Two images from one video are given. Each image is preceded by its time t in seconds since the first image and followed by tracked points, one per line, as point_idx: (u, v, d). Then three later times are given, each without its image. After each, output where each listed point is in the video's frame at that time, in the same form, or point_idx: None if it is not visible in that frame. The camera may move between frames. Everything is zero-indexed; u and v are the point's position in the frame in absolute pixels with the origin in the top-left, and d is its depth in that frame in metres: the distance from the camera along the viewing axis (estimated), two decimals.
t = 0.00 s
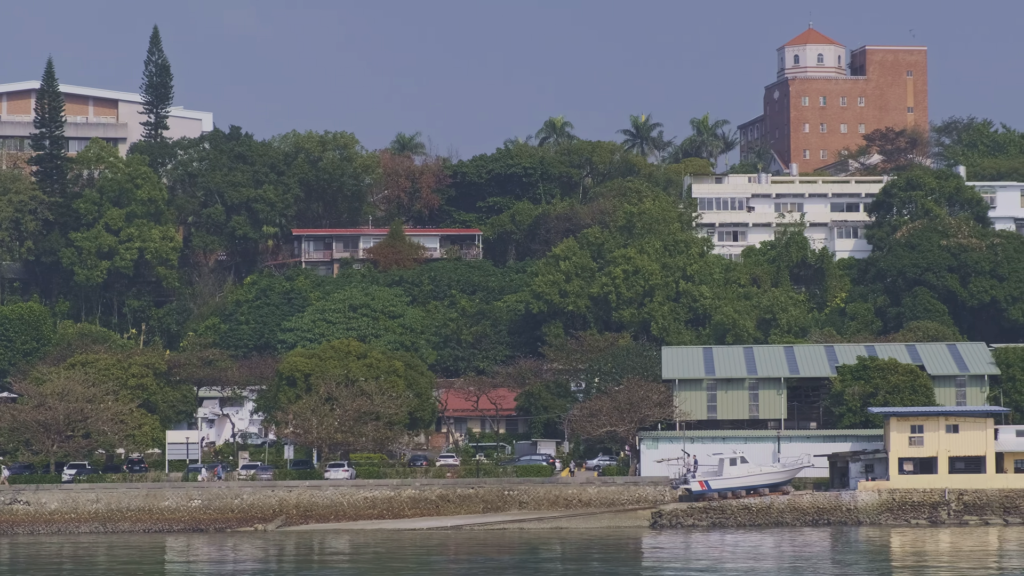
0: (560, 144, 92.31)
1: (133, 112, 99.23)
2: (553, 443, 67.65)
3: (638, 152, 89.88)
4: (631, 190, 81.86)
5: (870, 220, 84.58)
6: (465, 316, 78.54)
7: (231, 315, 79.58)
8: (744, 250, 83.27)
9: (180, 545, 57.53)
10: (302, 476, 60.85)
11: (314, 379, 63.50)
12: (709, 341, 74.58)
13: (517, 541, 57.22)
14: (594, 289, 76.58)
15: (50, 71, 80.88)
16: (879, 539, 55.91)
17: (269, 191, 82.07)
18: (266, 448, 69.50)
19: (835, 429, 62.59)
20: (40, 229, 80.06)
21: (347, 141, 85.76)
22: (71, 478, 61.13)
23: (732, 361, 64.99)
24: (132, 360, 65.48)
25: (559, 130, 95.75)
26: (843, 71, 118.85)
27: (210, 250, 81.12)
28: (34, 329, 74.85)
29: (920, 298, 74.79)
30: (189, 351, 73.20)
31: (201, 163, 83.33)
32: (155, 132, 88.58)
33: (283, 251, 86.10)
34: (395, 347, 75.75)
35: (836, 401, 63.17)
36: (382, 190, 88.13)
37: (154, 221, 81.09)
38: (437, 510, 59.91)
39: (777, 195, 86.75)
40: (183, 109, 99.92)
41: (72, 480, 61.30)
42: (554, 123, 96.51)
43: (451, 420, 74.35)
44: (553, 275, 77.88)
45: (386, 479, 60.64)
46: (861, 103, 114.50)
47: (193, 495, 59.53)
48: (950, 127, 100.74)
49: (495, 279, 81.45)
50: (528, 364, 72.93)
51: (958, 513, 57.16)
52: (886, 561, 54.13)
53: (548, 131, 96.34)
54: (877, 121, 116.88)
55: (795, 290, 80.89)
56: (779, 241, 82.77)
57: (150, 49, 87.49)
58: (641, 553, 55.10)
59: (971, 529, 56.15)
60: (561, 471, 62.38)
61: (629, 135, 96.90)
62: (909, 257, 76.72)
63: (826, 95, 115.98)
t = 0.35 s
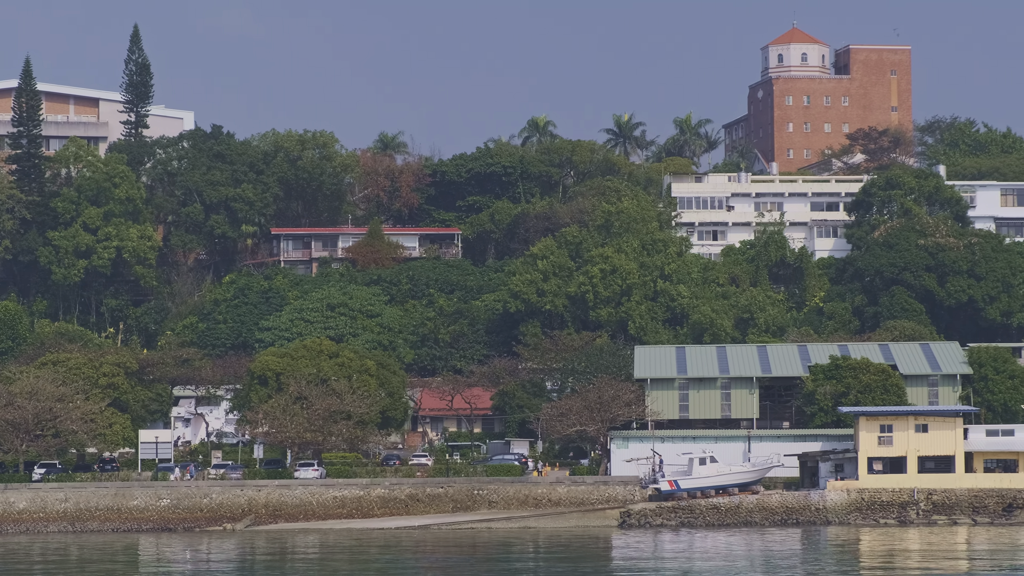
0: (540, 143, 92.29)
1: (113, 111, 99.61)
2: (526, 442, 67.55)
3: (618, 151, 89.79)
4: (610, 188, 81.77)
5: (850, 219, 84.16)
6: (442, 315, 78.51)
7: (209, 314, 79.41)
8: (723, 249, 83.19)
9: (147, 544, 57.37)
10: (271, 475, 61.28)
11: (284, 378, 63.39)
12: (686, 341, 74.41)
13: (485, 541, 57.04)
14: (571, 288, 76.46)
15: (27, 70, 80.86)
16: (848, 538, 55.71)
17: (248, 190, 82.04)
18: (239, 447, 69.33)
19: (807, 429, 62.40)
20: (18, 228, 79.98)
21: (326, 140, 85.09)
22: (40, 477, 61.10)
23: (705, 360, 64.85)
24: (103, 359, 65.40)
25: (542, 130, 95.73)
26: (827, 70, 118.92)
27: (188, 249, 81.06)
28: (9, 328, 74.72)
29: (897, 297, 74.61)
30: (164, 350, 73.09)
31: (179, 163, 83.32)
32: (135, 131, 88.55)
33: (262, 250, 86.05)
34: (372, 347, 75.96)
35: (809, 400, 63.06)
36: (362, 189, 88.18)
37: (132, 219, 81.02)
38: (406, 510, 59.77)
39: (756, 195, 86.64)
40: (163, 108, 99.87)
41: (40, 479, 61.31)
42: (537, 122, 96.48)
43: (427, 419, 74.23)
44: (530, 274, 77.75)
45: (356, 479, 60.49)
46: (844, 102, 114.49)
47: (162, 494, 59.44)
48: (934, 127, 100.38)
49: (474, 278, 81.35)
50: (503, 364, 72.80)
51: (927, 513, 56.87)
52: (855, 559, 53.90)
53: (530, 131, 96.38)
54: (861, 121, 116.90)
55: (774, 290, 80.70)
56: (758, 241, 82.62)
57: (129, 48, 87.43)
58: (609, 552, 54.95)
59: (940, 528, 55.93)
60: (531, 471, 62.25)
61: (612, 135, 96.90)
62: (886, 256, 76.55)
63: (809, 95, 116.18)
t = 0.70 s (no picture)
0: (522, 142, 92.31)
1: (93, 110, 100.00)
2: (499, 442, 67.48)
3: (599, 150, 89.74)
4: (589, 188, 81.67)
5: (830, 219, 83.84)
6: (420, 314, 78.42)
7: (187, 313, 79.29)
8: (703, 249, 83.11)
9: (115, 544, 57.32)
10: (241, 475, 61.19)
11: (256, 377, 63.33)
12: (664, 341, 74.26)
13: (453, 541, 56.92)
14: (549, 287, 76.20)
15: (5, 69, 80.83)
16: (816, 539, 55.56)
17: (227, 189, 82.03)
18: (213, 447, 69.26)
19: (779, 429, 62.26)
20: None
21: (306, 139, 84.91)
22: (9, 476, 61.06)
23: (677, 360, 64.74)
24: (75, 358, 65.34)
25: (524, 129, 95.79)
26: (812, 70, 119.12)
27: (167, 248, 81.03)
28: None
29: (875, 297, 74.43)
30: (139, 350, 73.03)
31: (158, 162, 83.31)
32: (115, 129, 88.58)
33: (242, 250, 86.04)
34: (350, 346, 75.91)
35: (781, 400, 62.92)
36: (342, 187, 88.25)
37: (111, 218, 80.96)
38: (376, 510, 59.70)
39: (737, 195, 86.67)
40: (144, 107, 99.73)
41: (11, 479, 61.28)
42: (520, 121, 96.47)
43: (403, 419, 74.23)
44: (508, 273, 77.53)
45: (325, 478, 60.42)
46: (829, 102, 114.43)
47: (132, 493, 59.41)
48: (917, 126, 100.32)
49: (453, 277, 81.26)
50: (479, 363, 72.69)
51: (896, 513, 56.69)
52: (822, 560, 53.74)
53: (513, 130, 96.41)
54: (845, 120, 117.18)
55: (753, 290, 80.55)
56: (738, 240, 82.45)
57: (110, 47, 87.46)
58: (576, 552, 54.79)
59: (909, 529, 55.75)
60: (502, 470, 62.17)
61: (595, 134, 96.91)
62: (864, 256, 76.34)
63: (793, 94, 116.23)
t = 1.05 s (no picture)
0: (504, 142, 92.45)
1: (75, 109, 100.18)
2: (474, 442, 67.39)
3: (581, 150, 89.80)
4: (569, 188, 81.56)
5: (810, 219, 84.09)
6: (399, 314, 78.31)
7: (167, 313, 79.07)
8: (684, 249, 83.34)
9: (84, 543, 57.18)
10: (212, 474, 61.06)
11: (228, 377, 63.26)
12: (643, 341, 74.08)
13: (422, 541, 56.75)
14: (528, 287, 75.69)
15: None
16: (787, 539, 55.35)
17: (207, 188, 81.94)
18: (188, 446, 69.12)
19: (752, 430, 62.11)
20: None
21: (287, 138, 85.56)
22: None
23: (651, 360, 64.64)
24: (48, 358, 65.26)
25: (508, 129, 95.71)
26: (797, 70, 119.71)
27: (147, 247, 81.02)
28: None
29: (854, 297, 74.21)
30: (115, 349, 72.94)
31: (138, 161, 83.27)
32: (96, 128, 88.58)
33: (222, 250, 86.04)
34: (328, 346, 75.82)
35: (754, 400, 62.79)
36: (323, 187, 88.61)
37: (91, 218, 80.88)
38: (346, 510, 59.61)
39: (718, 194, 87.03)
40: (127, 106, 100.41)
41: None
42: (504, 122, 96.58)
43: (381, 419, 74.21)
44: (487, 273, 77.13)
45: (296, 478, 60.34)
46: (814, 102, 115.22)
47: (102, 493, 59.32)
48: (901, 127, 100.44)
49: (432, 277, 81.17)
50: (456, 363, 72.52)
51: (867, 513, 56.56)
52: (792, 560, 53.49)
53: (497, 130, 96.54)
54: (830, 121, 117.68)
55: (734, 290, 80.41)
56: (718, 241, 82.48)
57: (92, 46, 87.48)
58: (545, 553, 54.54)
59: (879, 530, 55.58)
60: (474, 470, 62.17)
61: (579, 134, 97.04)
62: (843, 256, 76.18)
63: (778, 94, 116.70)
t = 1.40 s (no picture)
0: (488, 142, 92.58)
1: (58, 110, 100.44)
2: (449, 444, 67.24)
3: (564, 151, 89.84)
4: (550, 189, 81.47)
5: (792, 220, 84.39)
6: (379, 315, 78.18)
7: (147, 314, 78.90)
8: (666, 250, 83.14)
9: (54, 544, 57.02)
10: (183, 476, 60.96)
11: (201, 378, 63.20)
12: (623, 342, 73.80)
13: (391, 542, 56.55)
14: (507, 288, 75.48)
15: None
16: (757, 541, 55.08)
17: (188, 188, 82.02)
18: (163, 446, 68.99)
19: (725, 432, 61.94)
20: None
21: (269, 139, 85.77)
22: None
23: (626, 362, 64.52)
24: (21, 359, 65.28)
25: (494, 130, 95.76)
26: (783, 72, 120.10)
27: (127, 248, 81.04)
28: None
29: (834, 299, 73.86)
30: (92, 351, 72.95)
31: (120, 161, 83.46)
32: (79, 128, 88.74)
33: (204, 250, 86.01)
34: (308, 348, 75.81)
35: (729, 402, 62.61)
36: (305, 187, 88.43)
37: (71, 218, 80.88)
38: (317, 512, 59.52)
39: (699, 195, 87.18)
40: (111, 106, 100.63)
41: None
42: (489, 122, 96.57)
43: (359, 420, 74.09)
44: (467, 275, 76.94)
45: (267, 480, 60.26)
46: (799, 104, 115.68)
47: (72, 495, 59.27)
48: (886, 128, 100.82)
49: (413, 279, 81.11)
50: (433, 364, 72.25)
51: (837, 516, 56.32)
52: (761, 561, 53.21)
53: (482, 130, 96.63)
54: (817, 122, 117.92)
55: (714, 292, 80.31)
56: (700, 242, 82.45)
57: (75, 47, 87.62)
58: (513, 553, 54.39)
59: (850, 533, 55.32)
60: (447, 471, 62.04)
61: (564, 135, 97.23)
62: (823, 258, 76.01)
63: (764, 95, 117.04)
